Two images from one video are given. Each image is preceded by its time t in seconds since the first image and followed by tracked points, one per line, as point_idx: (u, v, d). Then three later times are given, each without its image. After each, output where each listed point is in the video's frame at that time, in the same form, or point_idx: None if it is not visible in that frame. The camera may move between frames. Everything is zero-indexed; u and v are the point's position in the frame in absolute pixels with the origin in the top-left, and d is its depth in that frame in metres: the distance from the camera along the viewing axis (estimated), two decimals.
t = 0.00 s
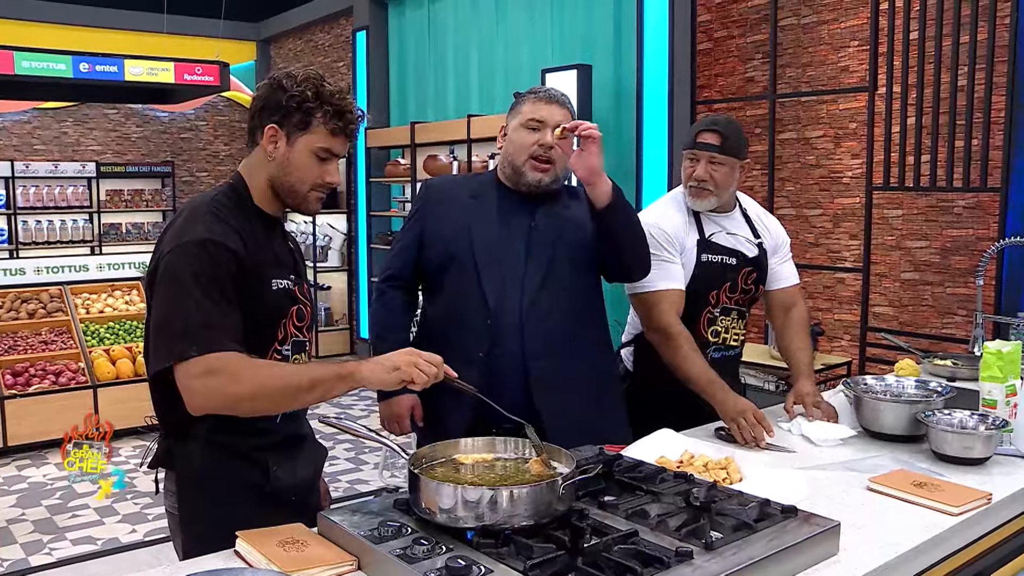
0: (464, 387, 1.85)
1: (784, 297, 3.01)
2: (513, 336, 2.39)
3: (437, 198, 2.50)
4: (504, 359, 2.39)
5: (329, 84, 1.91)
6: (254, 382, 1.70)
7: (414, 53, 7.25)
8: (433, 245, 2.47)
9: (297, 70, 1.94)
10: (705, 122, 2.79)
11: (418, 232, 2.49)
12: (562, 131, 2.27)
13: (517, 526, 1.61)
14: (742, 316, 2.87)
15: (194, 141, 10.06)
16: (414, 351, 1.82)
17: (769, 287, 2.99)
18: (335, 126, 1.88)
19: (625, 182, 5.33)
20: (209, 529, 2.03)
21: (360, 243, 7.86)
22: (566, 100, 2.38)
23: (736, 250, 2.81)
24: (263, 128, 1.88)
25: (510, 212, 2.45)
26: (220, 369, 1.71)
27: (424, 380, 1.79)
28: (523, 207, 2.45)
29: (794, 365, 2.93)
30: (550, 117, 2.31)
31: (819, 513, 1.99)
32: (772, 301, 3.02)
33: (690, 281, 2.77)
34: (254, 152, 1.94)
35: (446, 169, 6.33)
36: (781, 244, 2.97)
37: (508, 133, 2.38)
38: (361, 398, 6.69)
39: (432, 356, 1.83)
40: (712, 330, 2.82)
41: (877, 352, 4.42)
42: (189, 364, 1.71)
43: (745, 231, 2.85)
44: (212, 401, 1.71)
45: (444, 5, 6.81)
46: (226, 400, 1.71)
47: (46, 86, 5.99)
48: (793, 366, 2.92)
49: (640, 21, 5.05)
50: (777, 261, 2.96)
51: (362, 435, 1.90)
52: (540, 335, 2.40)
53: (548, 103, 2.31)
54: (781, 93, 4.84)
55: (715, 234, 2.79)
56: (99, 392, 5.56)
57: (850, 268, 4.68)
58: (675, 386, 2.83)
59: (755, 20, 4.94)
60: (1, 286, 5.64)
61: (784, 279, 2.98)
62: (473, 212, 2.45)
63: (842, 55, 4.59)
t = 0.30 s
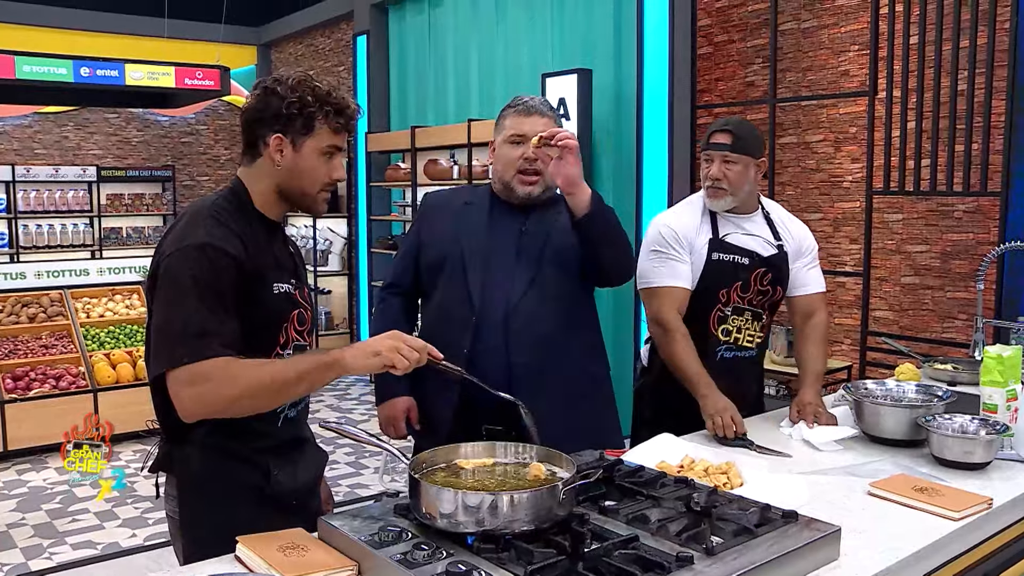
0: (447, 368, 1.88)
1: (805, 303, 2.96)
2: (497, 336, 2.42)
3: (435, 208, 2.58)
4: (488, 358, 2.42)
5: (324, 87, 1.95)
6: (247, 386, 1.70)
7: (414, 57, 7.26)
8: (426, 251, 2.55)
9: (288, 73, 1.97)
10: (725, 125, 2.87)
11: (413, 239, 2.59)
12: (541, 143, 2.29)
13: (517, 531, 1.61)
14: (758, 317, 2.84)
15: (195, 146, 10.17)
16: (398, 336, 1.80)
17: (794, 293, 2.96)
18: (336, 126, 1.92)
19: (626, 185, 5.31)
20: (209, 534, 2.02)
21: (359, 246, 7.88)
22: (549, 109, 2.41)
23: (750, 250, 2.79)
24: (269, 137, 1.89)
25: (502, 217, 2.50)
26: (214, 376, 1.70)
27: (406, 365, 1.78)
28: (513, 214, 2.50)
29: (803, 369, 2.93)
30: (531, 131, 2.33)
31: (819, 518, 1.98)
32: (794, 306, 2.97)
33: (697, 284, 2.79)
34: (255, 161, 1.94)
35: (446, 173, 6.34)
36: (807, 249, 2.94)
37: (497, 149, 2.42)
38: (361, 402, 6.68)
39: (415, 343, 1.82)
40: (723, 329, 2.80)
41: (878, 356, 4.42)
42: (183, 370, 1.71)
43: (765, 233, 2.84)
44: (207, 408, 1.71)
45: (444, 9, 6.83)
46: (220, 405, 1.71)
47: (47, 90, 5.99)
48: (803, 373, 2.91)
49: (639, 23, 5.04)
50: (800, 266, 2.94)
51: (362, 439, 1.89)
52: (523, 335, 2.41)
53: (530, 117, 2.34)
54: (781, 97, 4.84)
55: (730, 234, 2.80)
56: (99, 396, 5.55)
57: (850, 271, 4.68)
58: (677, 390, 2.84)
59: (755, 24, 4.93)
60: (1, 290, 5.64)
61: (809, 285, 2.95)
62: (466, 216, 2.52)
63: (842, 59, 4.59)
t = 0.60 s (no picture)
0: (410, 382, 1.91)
1: (808, 306, 2.95)
2: (487, 341, 2.42)
3: (432, 214, 2.58)
4: (480, 363, 2.43)
5: (316, 88, 1.96)
6: (221, 396, 1.76)
7: (415, 59, 7.24)
8: (423, 256, 2.55)
9: (277, 74, 1.98)
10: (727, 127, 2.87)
11: (411, 244, 2.60)
12: (525, 155, 2.27)
13: (519, 535, 1.58)
14: (763, 321, 2.78)
15: (195, 147, 10.11)
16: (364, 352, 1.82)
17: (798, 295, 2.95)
18: (333, 118, 1.95)
19: (627, 188, 5.32)
20: (210, 537, 2.00)
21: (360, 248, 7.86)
22: (541, 120, 2.37)
23: (753, 252, 2.78)
24: (272, 139, 1.91)
25: (496, 222, 2.50)
26: (192, 387, 1.75)
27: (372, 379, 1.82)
28: (506, 222, 2.48)
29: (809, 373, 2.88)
30: (518, 143, 2.32)
31: (823, 522, 1.96)
32: (797, 309, 2.98)
33: (699, 288, 2.79)
34: (254, 164, 1.95)
35: (447, 175, 6.32)
36: (809, 251, 2.94)
37: (490, 161, 2.43)
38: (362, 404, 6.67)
39: (380, 347, 1.87)
40: (726, 331, 2.77)
41: (881, 359, 4.40)
42: (162, 378, 1.75)
43: (769, 235, 2.82)
44: (184, 416, 1.78)
45: (445, 10, 6.82)
46: (196, 415, 1.77)
47: (46, 91, 5.98)
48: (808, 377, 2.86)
49: (641, 22, 5.01)
50: (804, 268, 2.93)
51: (362, 442, 1.87)
52: (513, 341, 2.40)
53: (517, 130, 2.33)
54: (784, 98, 4.82)
55: (733, 236, 2.79)
56: (98, 398, 5.54)
57: (853, 274, 4.66)
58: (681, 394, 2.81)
59: (758, 25, 4.92)
60: None
61: (812, 288, 2.93)
62: (461, 222, 2.51)
63: (846, 60, 4.57)
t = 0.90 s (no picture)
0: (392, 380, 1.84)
1: (800, 305, 2.92)
2: (484, 342, 2.39)
3: (430, 217, 2.55)
4: (476, 364, 2.39)
5: (311, 87, 1.93)
6: (205, 396, 1.75)
7: (415, 58, 7.21)
8: (420, 259, 2.52)
9: (272, 72, 1.95)
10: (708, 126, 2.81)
11: (408, 247, 2.56)
12: (520, 156, 2.26)
13: (520, 539, 1.55)
14: (756, 320, 2.76)
15: (191, 146, 10.03)
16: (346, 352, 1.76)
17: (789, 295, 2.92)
18: (329, 116, 1.94)
19: (628, 189, 5.28)
20: (204, 540, 1.96)
21: (359, 250, 7.79)
22: (537, 122, 2.33)
23: (743, 251, 2.75)
24: (268, 136, 1.88)
25: (493, 224, 2.46)
26: (177, 387, 1.75)
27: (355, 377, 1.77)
28: (504, 223, 2.45)
29: (803, 371, 2.86)
30: (512, 146, 2.28)
31: (828, 526, 1.92)
32: (788, 308, 2.94)
33: (690, 292, 2.73)
34: (248, 164, 1.92)
35: (447, 175, 6.29)
36: (799, 250, 2.91)
37: (485, 164, 2.39)
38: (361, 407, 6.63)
39: (363, 343, 1.79)
40: (722, 334, 2.72)
41: (887, 361, 4.36)
42: (147, 377, 1.75)
43: (757, 233, 2.80)
44: (170, 416, 1.78)
45: (444, 9, 6.79)
46: (180, 415, 1.77)
47: (41, 89, 5.92)
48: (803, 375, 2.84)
49: (643, 21, 4.98)
50: (794, 267, 2.90)
51: (360, 445, 1.84)
52: (511, 343, 2.37)
53: (512, 132, 2.29)
54: (788, 97, 4.79)
55: (722, 235, 2.75)
56: (93, 401, 5.52)
57: (858, 275, 4.62)
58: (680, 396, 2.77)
59: (762, 23, 4.88)
60: None
61: (802, 286, 2.92)
62: (458, 224, 2.47)
63: (851, 59, 4.54)
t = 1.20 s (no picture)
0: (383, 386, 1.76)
1: (800, 301, 2.89)
2: (482, 344, 2.35)
3: (425, 218, 2.51)
4: (475, 367, 2.35)
5: (306, 84, 1.90)
6: (200, 402, 1.72)
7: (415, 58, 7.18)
8: (416, 261, 2.48)
9: (267, 70, 1.92)
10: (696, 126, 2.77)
11: (403, 250, 2.52)
12: (517, 159, 2.22)
13: (522, 544, 1.51)
14: (756, 318, 2.72)
15: (189, 146, 10.07)
16: (335, 357, 1.69)
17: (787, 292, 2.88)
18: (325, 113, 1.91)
19: (631, 189, 5.24)
20: (204, 544, 1.93)
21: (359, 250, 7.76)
22: (531, 122, 2.30)
23: (739, 249, 2.70)
24: (266, 135, 1.84)
25: (490, 225, 2.43)
26: (171, 393, 1.72)
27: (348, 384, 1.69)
28: (501, 224, 2.42)
29: (805, 367, 2.83)
30: (509, 147, 2.25)
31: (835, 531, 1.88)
32: (787, 305, 2.91)
33: (687, 293, 2.68)
34: (243, 163, 1.88)
35: (448, 176, 6.26)
36: (794, 246, 2.87)
37: (482, 164, 2.37)
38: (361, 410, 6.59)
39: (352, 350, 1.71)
40: (723, 334, 2.68)
41: (894, 363, 4.33)
42: (141, 383, 1.72)
43: (751, 230, 2.76)
44: (164, 423, 1.75)
45: (444, 8, 6.76)
46: (175, 422, 1.74)
47: (37, 88, 5.88)
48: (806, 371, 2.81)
49: (645, 20, 4.94)
50: (791, 263, 2.87)
51: (360, 449, 1.80)
52: (509, 345, 2.33)
53: (508, 133, 2.26)
54: (793, 96, 4.75)
55: (716, 234, 2.71)
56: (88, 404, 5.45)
57: (863, 276, 4.59)
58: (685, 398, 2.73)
59: (766, 21, 4.85)
60: None
61: (799, 283, 2.88)
62: (454, 226, 2.44)
63: (857, 57, 4.50)
